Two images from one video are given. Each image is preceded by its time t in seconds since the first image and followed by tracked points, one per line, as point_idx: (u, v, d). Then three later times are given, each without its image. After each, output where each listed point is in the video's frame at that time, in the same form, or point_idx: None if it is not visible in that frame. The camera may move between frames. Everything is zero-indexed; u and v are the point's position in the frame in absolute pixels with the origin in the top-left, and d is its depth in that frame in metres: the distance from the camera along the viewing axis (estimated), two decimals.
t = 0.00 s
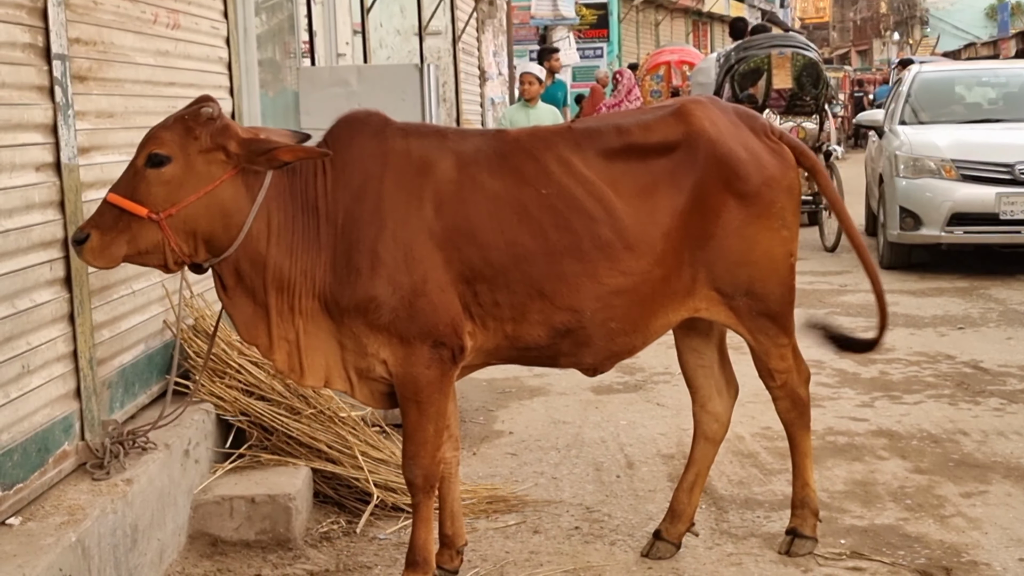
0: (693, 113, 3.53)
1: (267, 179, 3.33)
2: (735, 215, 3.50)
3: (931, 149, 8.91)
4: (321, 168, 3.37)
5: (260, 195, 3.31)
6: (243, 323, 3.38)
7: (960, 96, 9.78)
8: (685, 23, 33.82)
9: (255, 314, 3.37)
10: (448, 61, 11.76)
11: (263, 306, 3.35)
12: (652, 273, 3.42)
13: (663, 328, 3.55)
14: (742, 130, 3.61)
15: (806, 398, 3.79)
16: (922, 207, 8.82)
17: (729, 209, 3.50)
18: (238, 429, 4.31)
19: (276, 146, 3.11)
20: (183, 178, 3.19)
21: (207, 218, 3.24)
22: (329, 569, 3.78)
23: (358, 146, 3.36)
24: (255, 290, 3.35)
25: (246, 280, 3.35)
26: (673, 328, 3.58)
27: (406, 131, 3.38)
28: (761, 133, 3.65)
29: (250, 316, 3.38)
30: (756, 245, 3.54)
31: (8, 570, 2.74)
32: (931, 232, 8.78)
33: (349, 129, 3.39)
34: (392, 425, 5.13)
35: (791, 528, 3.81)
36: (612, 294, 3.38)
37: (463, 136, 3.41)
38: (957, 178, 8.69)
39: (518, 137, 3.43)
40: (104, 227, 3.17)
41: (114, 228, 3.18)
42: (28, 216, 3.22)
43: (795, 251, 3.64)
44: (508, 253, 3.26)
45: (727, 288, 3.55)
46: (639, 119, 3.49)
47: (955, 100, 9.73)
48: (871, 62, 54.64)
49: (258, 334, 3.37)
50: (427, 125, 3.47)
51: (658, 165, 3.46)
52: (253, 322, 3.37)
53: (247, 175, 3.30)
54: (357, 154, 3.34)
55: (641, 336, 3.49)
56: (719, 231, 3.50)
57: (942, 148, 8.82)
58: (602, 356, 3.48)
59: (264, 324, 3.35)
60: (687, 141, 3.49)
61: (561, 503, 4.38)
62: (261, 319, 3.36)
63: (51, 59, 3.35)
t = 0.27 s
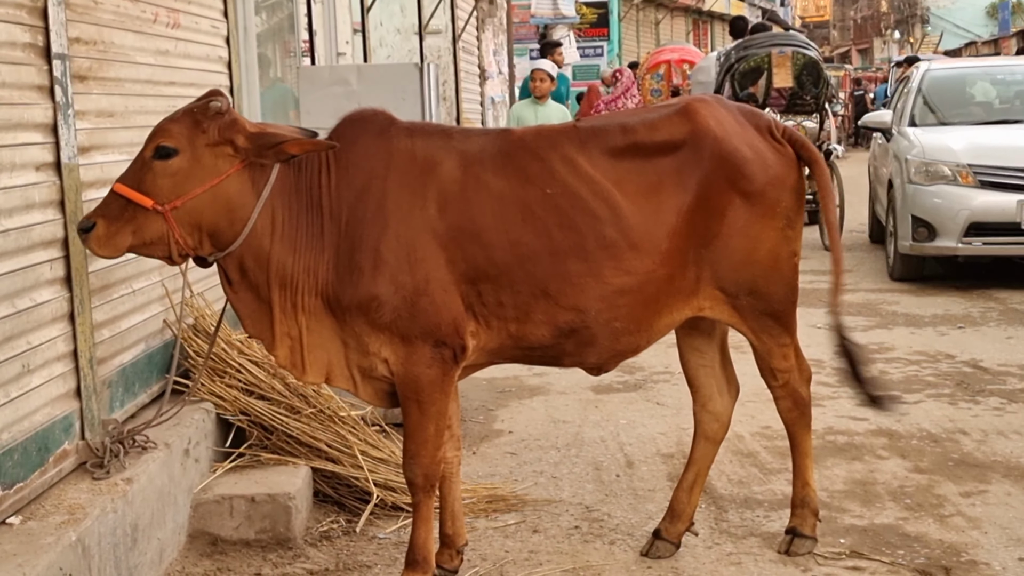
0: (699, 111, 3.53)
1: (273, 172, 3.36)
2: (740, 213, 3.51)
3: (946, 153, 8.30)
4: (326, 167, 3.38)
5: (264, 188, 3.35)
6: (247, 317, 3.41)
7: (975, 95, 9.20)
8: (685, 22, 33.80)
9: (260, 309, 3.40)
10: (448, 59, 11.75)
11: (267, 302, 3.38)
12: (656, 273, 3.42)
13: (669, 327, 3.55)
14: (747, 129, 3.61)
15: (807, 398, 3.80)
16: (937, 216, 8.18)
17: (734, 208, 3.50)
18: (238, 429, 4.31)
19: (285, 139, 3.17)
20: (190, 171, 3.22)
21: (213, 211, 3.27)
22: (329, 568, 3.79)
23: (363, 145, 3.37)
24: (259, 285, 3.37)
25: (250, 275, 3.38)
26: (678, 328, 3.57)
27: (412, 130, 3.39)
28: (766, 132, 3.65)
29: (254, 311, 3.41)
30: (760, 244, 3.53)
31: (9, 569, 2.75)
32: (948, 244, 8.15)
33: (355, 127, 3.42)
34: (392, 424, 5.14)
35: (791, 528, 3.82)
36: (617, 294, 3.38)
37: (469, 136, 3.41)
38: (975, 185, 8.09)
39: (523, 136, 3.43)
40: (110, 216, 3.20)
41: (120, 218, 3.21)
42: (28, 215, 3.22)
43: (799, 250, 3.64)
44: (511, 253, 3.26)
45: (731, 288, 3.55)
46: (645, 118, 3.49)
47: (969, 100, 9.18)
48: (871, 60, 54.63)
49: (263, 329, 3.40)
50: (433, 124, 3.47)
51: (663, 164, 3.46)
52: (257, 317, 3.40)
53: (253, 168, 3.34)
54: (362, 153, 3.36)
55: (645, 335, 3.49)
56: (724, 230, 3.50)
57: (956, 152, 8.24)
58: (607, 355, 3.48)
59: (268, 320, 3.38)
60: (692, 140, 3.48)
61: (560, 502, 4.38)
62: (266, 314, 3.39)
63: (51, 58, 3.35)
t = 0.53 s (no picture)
0: (706, 110, 3.53)
1: (281, 165, 3.37)
2: (746, 212, 3.51)
3: (969, 156, 7.69)
4: (333, 164, 3.38)
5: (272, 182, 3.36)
6: (253, 311, 3.42)
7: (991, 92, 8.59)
8: (687, 20, 33.79)
9: (265, 303, 3.41)
10: (450, 58, 11.74)
11: (272, 297, 3.39)
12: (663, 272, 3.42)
13: (675, 326, 3.55)
14: (753, 128, 3.61)
15: (810, 397, 3.80)
16: (962, 227, 7.57)
17: (740, 206, 3.49)
18: (239, 428, 4.31)
19: (295, 130, 3.19)
20: (200, 162, 3.23)
21: (221, 204, 3.28)
22: (331, 567, 3.79)
23: (370, 143, 3.38)
24: (265, 281, 3.38)
25: (256, 269, 3.39)
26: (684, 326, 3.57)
27: (418, 129, 3.39)
28: (771, 131, 3.66)
29: (260, 305, 3.42)
30: (766, 242, 3.56)
31: (11, 569, 2.75)
32: (974, 257, 7.53)
33: (363, 124, 3.43)
34: (394, 423, 5.14)
35: (793, 526, 3.82)
36: (623, 294, 3.37)
37: (475, 136, 3.42)
38: (1004, 192, 7.48)
39: (530, 136, 3.43)
40: (118, 207, 3.21)
41: (128, 209, 3.22)
42: (30, 215, 3.22)
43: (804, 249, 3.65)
44: (517, 252, 3.26)
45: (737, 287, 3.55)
46: (651, 116, 3.49)
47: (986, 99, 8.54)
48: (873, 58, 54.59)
49: (268, 324, 3.41)
50: (440, 123, 3.47)
51: (670, 162, 3.46)
52: (262, 311, 3.41)
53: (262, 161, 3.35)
54: (369, 151, 3.36)
55: (651, 334, 3.49)
56: (731, 229, 3.49)
57: (983, 156, 7.60)
58: (613, 355, 3.48)
59: (273, 315, 3.39)
60: (699, 138, 3.48)
61: (562, 501, 4.38)
62: (271, 309, 3.40)
63: (52, 58, 3.36)
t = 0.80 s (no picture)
0: (711, 111, 3.54)
1: (288, 164, 3.38)
2: (752, 213, 3.51)
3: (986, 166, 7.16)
4: (338, 164, 3.39)
5: (279, 180, 3.36)
6: (258, 309, 3.43)
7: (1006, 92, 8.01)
8: (689, 20, 33.79)
9: (270, 302, 3.42)
10: (452, 59, 11.74)
11: (277, 296, 3.39)
12: (667, 273, 3.42)
13: (679, 327, 3.56)
14: (758, 128, 3.61)
15: (814, 397, 3.80)
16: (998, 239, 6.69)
17: (746, 207, 3.50)
18: (241, 428, 4.31)
19: (303, 128, 3.18)
20: (208, 159, 3.22)
21: (228, 201, 3.28)
22: (333, 568, 3.79)
23: (376, 144, 3.38)
24: (270, 279, 3.39)
25: (262, 268, 3.39)
26: (689, 326, 3.58)
27: (425, 130, 3.40)
28: (776, 132, 3.66)
29: (265, 304, 3.43)
30: (772, 242, 3.54)
31: (13, 569, 2.75)
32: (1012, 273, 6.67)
33: (369, 124, 3.43)
34: (396, 423, 5.15)
35: (795, 527, 3.82)
36: (628, 296, 3.38)
37: (481, 136, 3.42)
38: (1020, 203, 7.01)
39: (536, 136, 3.43)
40: (124, 202, 3.20)
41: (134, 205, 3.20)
42: (31, 216, 3.23)
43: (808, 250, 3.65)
44: (523, 254, 3.26)
45: (742, 287, 3.55)
46: (657, 117, 3.49)
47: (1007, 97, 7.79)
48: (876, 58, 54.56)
49: (272, 322, 3.42)
50: (446, 123, 3.47)
51: (675, 163, 3.47)
52: (267, 309, 3.42)
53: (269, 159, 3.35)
54: (375, 151, 3.37)
55: (656, 335, 3.50)
56: (737, 229, 3.50)
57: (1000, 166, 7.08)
58: (618, 356, 3.49)
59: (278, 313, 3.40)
60: (705, 139, 3.49)
61: (564, 501, 4.38)
62: (276, 308, 3.41)
63: (54, 59, 3.36)
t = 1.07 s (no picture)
0: (717, 109, 3.53)
1: (293, 161, 3.38)
2: (757, 212, 3.51)
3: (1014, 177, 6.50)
4: (344, 162, 3.40)
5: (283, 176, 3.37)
6: (263, 306, 3.44)
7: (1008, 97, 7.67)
8: (690, 19, 33.78)
9: (275, 298, 3.43)
10: (453, 57, 11.73)
11: (282, 292, 3.40)
12: (673, 272, 3.42)
13: (684, 325, 3.55)
14: (764, 127, 3.61)
15: (817, 395, 3.80)
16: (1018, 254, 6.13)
17: (751, 206, 3.50)
18: (244, 427, 4.31)
19: (309, 121, 3.19)
20: (213, 156, 3.23)
21: (233, 197, 3.29)
22: (335, 565, 3.80)
23: (381, 142, 3.38)
24: (275, 277, 3.40)
25: (267, 265, 3.40)
26: (693, 325, 3.58)
27: (431, 128, 3.40)
28: (781, 131, 3.66)
29: (270, 300, 3.44)
30: (777, 241, 3.54)
31: (16, 567, 2.76)
32: None
33: (375, 122, 3.44)
34: (398, 421, 5.15)
35: (797, 524, 3.82)
36: (633, 295, 3.38)
37: (487, 135, 3.42)
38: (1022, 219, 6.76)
39: (542, 135, 3.43)
40: (129, 199, 3.19)
41: (139, 202, 3.20)
42: (34, 214, 3.23)
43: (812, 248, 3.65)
44: (528, 253, 3.26)
45: (747, 286, 3.55)
46: (663, 115, 3.49)
47: None
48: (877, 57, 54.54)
49: (277, 319, 3.43)
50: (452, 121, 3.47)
51: (681, 161, 3.46)
52: (272, 305, 3.43)
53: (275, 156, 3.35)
54: (380, 149, 3.37)
55: (661, 333, 3.50)
56: (742, 228, 3.50)
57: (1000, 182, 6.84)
58: (622, 355, 3.49)
59: (283, 310, 3.41)
60: (710, 137, 3.48)
61: (566, 499, 4.39)
62: (281, 305, 3.42)
63: (56, 57, 3.36)
